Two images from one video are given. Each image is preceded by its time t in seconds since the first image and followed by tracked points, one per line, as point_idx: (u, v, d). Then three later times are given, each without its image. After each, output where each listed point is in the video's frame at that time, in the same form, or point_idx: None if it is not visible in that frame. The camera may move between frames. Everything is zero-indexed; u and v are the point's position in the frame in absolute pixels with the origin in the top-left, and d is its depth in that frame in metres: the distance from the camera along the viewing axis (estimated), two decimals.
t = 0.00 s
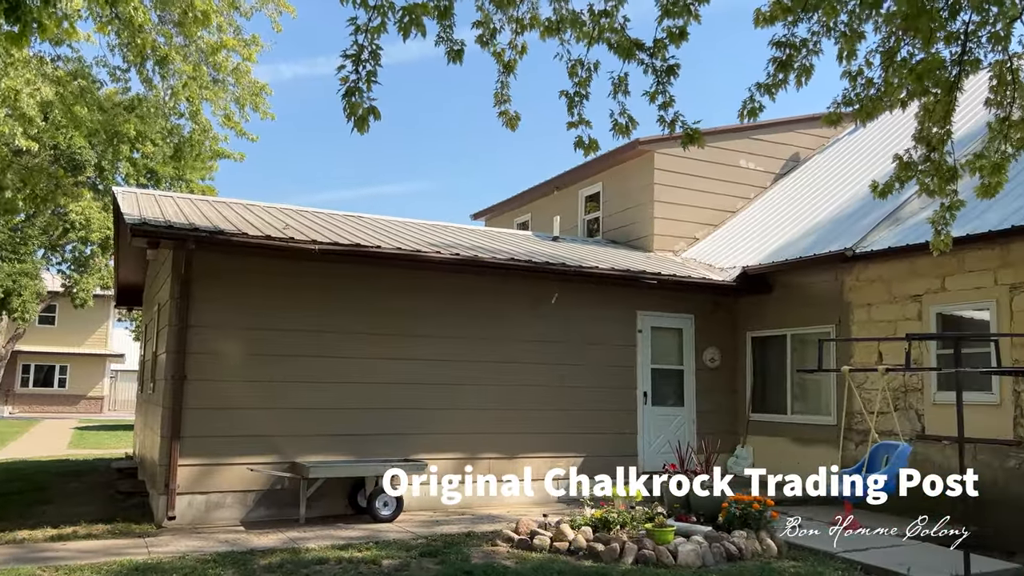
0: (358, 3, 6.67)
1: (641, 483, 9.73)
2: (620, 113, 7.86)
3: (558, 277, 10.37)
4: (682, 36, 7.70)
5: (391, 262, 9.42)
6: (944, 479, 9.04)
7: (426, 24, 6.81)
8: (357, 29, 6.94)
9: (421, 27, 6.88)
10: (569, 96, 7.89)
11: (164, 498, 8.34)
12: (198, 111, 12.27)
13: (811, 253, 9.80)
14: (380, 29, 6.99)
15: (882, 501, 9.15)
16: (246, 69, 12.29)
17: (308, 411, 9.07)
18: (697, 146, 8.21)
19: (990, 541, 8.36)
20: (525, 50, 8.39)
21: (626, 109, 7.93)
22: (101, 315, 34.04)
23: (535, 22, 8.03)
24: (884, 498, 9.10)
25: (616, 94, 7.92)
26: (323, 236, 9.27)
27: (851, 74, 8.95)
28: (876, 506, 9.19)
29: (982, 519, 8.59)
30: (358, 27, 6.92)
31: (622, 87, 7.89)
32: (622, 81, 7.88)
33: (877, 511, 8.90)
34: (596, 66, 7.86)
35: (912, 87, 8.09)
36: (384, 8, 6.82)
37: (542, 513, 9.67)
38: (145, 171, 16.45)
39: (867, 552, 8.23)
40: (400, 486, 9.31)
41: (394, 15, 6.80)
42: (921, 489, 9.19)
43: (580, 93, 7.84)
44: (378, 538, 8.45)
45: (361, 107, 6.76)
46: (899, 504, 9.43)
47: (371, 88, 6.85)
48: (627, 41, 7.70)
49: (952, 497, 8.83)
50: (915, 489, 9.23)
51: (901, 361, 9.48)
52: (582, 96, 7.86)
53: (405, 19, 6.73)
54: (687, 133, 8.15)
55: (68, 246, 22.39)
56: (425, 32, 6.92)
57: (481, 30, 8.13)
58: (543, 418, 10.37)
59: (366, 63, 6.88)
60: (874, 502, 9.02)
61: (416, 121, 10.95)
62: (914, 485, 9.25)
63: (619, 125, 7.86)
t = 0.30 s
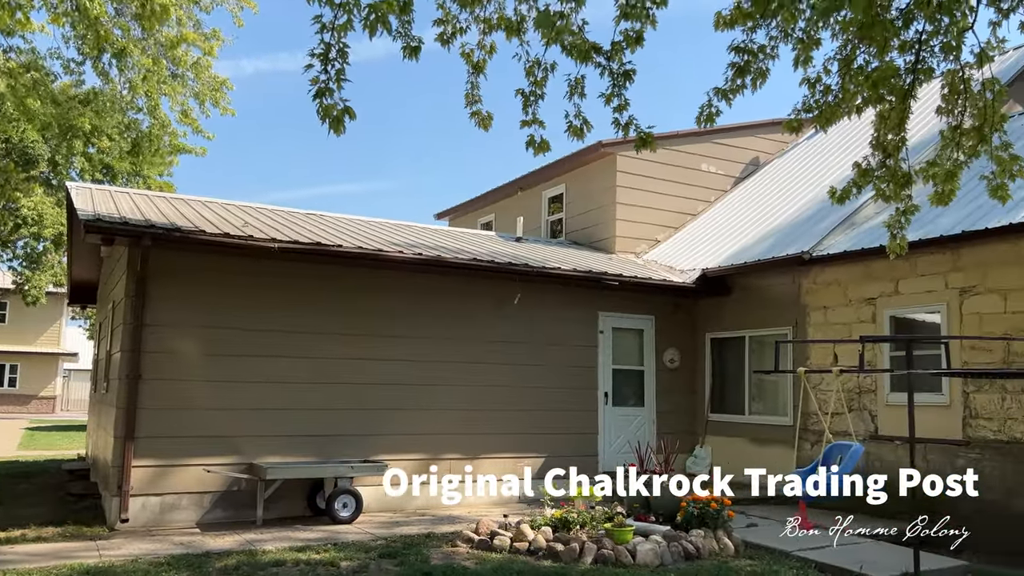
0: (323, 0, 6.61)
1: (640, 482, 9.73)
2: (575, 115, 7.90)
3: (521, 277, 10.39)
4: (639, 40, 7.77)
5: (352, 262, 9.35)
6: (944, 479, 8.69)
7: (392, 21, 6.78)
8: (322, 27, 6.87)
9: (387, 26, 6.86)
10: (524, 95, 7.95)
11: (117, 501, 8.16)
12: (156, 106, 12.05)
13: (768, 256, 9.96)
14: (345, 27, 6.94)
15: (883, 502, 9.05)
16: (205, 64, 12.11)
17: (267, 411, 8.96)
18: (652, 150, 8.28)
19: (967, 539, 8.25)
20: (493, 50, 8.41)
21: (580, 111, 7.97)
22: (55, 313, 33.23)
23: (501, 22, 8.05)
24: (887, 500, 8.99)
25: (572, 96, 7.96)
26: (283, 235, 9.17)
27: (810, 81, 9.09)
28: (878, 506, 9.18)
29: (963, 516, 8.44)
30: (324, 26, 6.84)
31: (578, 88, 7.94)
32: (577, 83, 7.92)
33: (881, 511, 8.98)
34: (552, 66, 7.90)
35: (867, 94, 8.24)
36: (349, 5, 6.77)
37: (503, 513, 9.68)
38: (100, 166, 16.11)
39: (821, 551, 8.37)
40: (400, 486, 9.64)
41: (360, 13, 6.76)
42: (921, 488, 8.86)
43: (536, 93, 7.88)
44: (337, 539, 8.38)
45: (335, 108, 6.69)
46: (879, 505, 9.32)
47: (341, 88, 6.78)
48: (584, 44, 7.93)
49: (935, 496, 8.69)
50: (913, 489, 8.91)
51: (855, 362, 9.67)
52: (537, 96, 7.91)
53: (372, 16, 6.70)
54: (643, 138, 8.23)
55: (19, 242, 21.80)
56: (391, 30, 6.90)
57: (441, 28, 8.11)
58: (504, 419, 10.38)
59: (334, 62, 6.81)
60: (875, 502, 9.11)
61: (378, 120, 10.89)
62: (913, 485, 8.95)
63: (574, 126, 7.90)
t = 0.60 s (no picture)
0: None
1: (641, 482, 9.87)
2: (527, 115, 7.93)
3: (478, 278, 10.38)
4: (593, 43, 7.81)
5: (308, 260, 9.24)
6: (943, 479, 8.37)
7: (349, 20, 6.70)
8: (276, 23, 6.76)
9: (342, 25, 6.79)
10: (479, 93, 7.93)
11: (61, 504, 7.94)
12: (106, 99, 11.79)
13: (723, 258, 10.10)
14: (300, 24, 6.85)
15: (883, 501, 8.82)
16: (158, 58, 11.91)
17: (219, 411, 8.82)
18: (597, 153, 8.32)
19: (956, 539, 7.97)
20: (456, 50, 8.38)
21: (532, 112, 8.00)
22: None
23: (464, 21, 8.04)
24: (884, 499, 8.77)
25: (524, 96, 7.97)
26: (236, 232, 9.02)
27: (761, 84, 9.24)
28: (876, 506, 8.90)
29: (962, 516, 8.10)
30: (278, 22, 6.74)
31: (532, 89, 7.96)
32: (531, 84, 7.94)
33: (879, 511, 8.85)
34: (508, 66, 7.91)
35: (818, 100, 8.39)
36: (304, 2, 6.68)
37: (459, 514, 9.66)
38: (48, 160, 15.68)
39: (771, 549, 8.51)
40: (384, 486, 9.74)
41: (316, 10, 6.66)
42: (921, 488, 8.56)
43: (491, 92, 7.89)
44: (290, 542, 8.27)
45: (283, 108, 6.61)
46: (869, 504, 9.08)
47: (294, 87, 6.69)
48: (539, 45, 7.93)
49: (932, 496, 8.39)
50: (912, 489, 8.63)
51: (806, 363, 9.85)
52: (492, 95, 7.91)
53: (327, 15, 6.61)
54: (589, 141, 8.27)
55: None
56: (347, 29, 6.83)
57: (404, 26, 8.07)
58: (461, 419, 10.35)
59: (287, 60, 6.69)
60: (872, 501, 8.90)
61: (336, 118, 10.80)
62: (913, 484, 8.63)
63: (525, 127, 7.92)
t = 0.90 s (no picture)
0: None
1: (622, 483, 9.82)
2: (488, 116, 7.92)
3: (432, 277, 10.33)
4: (550, 44, 7.84)
5: (259, 258, 9.09)
6: (943, 478, 8.00)
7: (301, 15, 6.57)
8: (226, 18, 6.63)
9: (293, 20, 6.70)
10: (440, 94, 7.93)
11: None
12: (49, 91, 11.52)
13: (674, 260, 10.23)
14: (250, 18, 6.74)
15: (882, 502, 8.48)
16: (101, 50, 11.98)
17: (165, 412, 8.63)
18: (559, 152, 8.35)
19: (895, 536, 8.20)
20: (413, 50, 8.33)
21: (493, 113, 8.00)
22: None
23: (422, 20, 8.00)
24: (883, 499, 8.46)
25: (484, 96, 7.97)
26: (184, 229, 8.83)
27: (711, 88, 9.39)
28: (876, 507, 8.59)
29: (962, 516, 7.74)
30: (227, 17, 6.60)
31: (491, 90, 7.96)
32: (490, 84, 7.94)
33: (879, 511, 8.57)
34: (468, 67, 7.90)
35: (767, 105, 8.54)
36: None
37: (410, 515, 9.62)
38: None
39: (719, 547, 8.64)
40: (335, 488, 9.65)
41: (266, 5, 6.52)
42: (921, 489, 8.18)
43: (452, 92, 7.88)
44: (237, 544, 8.13)
45: (236, 105, 6.41)
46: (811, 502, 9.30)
47: (245, 83, 6.50)
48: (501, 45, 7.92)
49: (931, 496, 8.03)
50: (912, 489, 8.26)
51: (753, 364, 10.03)
52: (453, 96, 7.91)
53: (278, 9, 6.48)
54: (551, 141, 8.29)
55: None
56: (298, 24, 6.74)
57: (357, 24, 8.00)
58: (414, 419, 10.30)
59: (237, 55, 6.56)
60: (872, 502, 8.59)
61: (289, 116, 10.68)
62: (913, 485, 8.25)
63: (485, 127, 7.92)
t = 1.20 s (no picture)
0: None
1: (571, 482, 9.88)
2: (448, 115, 7.89)
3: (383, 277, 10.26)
4: (507, 44, 7.85)
5: (204, 256, 8.91)
6: (943, 478, 7.70)
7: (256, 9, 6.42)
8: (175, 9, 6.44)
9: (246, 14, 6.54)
10: (401, 96, 8.02)
11: None
12: None
13: (624, 261, 10.35)
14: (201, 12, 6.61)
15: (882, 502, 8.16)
16: (43, 40, 11.82)
17: (104, 412, 8.40)
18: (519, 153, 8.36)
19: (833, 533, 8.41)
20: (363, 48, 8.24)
21: (453, 112, 7.98)
22: None
23: (373, 18, 7.92)
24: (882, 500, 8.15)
25: (443, 96, 7.95)
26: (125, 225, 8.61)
27: (662, 94, 9.50)
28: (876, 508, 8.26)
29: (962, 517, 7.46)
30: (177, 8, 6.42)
31: (450, 88, 7.93)
32: (449, 83, 7.92)
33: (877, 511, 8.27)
34: (427, 67, 7.94)
35: (715, 111, 8.67)
36: None
37: (358, 516, 9.54)
38: None
39: (665, 545, 8.75)
40: (280, 489, 9.51)
41: None
42: (920, 489, 7.86)
43: (412, 93, 7.97)
44: (179, 547, 7.96)
45: (185, 94, 6.19)
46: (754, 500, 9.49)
47: (195, 74, 6.30)
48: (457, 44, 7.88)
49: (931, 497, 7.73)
50: (911, 490, 7.95)
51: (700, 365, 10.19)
52: (414, 97, 7.99)
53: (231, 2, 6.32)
54: (511, 141, 8.27)
55: None
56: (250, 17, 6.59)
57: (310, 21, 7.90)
58: (363, 419, 10.22)
59: (188, 47, 6.38)
60: (872, 502, 8.26)
61: (237, 113, 10.49)
62: (912, 485, 7.93)
63: (446, 127, 7.90)
